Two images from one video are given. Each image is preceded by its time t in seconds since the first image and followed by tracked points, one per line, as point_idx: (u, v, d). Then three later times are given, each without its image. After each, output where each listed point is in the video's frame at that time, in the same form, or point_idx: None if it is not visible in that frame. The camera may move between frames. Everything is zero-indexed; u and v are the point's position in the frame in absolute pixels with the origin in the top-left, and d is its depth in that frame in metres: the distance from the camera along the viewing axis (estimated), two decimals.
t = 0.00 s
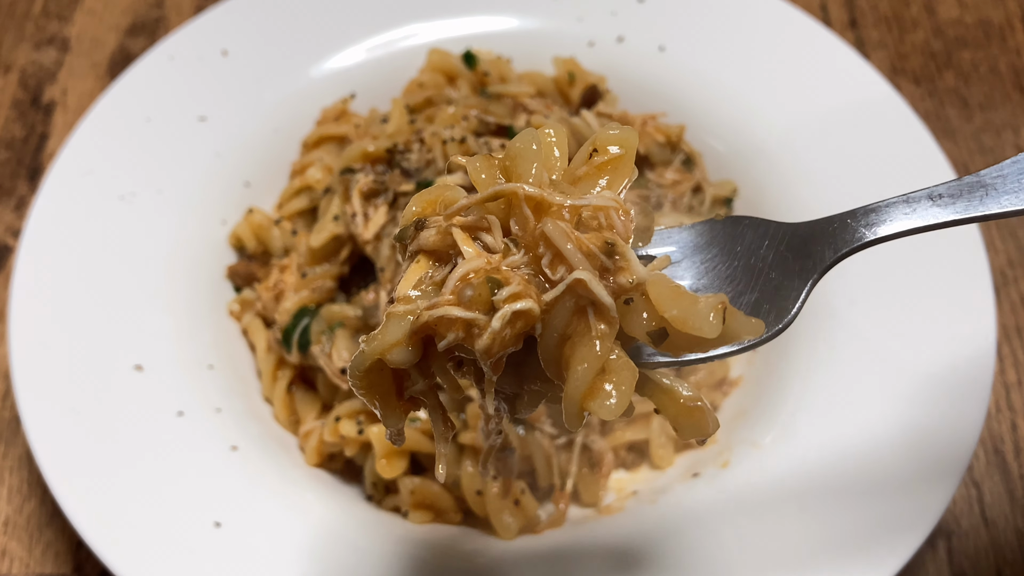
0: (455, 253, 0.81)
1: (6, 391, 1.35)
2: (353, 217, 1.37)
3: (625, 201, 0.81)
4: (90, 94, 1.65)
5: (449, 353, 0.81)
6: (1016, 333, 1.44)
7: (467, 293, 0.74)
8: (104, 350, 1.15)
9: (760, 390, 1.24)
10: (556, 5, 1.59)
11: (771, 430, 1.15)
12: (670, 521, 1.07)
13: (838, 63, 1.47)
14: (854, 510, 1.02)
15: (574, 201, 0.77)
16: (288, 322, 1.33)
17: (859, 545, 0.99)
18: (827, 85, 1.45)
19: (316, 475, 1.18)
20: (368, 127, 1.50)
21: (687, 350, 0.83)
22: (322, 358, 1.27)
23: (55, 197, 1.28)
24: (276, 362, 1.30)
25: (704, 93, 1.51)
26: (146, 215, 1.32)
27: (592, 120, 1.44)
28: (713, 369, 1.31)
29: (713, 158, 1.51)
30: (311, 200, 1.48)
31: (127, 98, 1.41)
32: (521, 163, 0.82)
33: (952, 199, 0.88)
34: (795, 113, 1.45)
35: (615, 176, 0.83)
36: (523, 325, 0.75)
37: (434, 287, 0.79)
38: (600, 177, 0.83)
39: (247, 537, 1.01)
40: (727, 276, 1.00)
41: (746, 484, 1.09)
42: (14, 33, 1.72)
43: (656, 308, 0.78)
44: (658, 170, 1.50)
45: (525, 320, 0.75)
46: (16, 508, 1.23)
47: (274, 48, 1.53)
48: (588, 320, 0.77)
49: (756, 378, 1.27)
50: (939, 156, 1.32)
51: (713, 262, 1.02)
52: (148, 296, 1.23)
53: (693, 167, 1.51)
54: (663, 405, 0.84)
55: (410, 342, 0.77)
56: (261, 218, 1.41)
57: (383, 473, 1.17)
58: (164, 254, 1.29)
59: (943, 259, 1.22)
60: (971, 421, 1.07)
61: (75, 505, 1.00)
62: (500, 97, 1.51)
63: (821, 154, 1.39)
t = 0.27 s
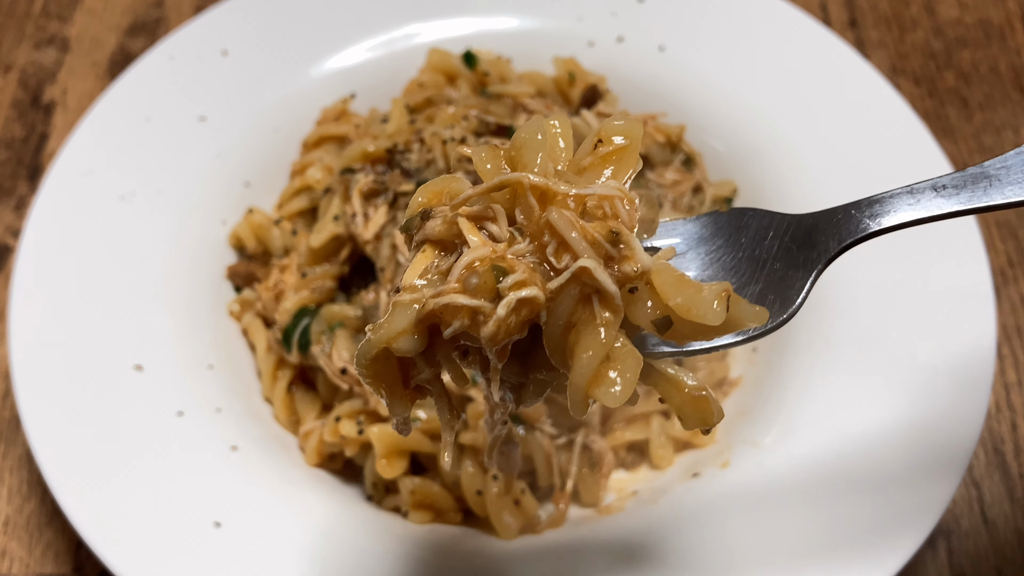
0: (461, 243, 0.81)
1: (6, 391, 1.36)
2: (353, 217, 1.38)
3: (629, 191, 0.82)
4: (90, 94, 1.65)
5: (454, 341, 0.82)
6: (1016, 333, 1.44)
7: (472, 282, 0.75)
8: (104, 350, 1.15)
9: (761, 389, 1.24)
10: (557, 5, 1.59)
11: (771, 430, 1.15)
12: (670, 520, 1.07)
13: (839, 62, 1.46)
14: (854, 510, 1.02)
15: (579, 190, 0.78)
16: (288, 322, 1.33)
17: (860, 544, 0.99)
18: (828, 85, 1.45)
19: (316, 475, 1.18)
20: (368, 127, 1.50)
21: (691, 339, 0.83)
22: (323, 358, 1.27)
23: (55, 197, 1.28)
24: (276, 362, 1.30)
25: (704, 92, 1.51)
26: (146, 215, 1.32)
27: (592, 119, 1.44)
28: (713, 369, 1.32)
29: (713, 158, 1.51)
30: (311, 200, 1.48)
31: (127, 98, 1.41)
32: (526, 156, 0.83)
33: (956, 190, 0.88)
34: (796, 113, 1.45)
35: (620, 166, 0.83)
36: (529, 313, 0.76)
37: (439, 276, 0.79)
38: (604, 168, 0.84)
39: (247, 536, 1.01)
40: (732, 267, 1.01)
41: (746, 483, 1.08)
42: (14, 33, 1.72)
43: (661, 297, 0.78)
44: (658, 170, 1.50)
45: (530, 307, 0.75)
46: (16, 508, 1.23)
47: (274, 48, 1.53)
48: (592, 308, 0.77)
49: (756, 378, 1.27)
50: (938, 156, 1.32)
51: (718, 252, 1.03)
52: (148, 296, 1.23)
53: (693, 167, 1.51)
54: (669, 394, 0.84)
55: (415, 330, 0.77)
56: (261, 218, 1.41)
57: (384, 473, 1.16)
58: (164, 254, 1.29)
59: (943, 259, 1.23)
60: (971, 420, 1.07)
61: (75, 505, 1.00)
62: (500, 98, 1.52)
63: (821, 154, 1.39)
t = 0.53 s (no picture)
0: (484, 173, 0.91)
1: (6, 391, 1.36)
2: (353, 217, 1.37)
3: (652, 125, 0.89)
4: (90, 93, 1.65)
5: (476, 273, 0.91)
6: (1016, 333, 1.44)
7: (496, 207, 0.86)
8: (104, 350, 1.16)
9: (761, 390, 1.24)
10: (557, 6, 1.59)
11: (771, 430, 1.15)
12: (671, 519, 1.07)
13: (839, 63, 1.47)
14: (854, 510, 1.02)
15: (603, 121, 0.86)
16: (288, 323, 1.32)
17: (859, 543, 0.99)
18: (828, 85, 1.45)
19: (316, 476, 1.18)
20: (369, 127, 1.51)
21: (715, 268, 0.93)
22: (323, 358, 1.27)
23: (55, 197, 1.28)
24: (276, 363, 1.30)
25: (704, 92, 1.51)
26: (146, 215, 1.32)
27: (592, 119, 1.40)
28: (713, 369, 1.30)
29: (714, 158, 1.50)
30: (311, 201, 1.48)
31: (128, 98, 1.41)
32: (551, 87, 1.01)
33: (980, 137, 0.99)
34: (796, 113, 1.45)
35: (643, 102, 0.95)
36: (551, 238, 0.86)
37: (466, 206, 0.89)
38: (629, 102, 0.96)
39: (247, 536, 1.02)
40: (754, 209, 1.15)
41: (746, 483, 1.09)
42: (14, 33, 1.72)
43: (686, 225, 0.89)
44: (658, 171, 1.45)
45: (552, 233, 0.86)
46: (16, 508, 1.23)
47: (274, 48, 1.53)
48: (616, 234, 0.85)
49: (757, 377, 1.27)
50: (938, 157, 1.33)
51: (739, 199, 1.18)
52: (149, 296, 1.23)
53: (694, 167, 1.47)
54: (695, 331, 1.08)
55: (438, 259, 0.87)
56: (261, 219, 1.41)
57: (384, 473, 1.16)
58: (164, 254, 1.29)
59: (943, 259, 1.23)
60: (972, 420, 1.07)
61: (76, 505, 1.00)
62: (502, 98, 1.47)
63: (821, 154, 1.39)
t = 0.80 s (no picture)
0: None
1: (8, 391, 1.36)
2: (354, 217, 1.32)
3: None
4: (91, 94, 1.65)
5: None
6: (1015, 333, 1.44)
7: None
8: (106, 349, 1.16)
9: (761, 389, 1.25)
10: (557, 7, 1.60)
11: (771, 430, 1.15)
12: (670, 518, 1.08)
13: (838, 64, 1.47)
14: (853, 509, 1.02)
15: None
16: (289, 322, 1.29)
17: (858, 541, 0.99)
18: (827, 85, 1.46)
19: (318, 476, 1.19)
20: (369, 127, 1.46)
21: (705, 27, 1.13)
22: (324, 359, 1.24)
23: (57, 197, 1.29)
24: (278, 362, 1.29)
25: (704, 93, 1.52)
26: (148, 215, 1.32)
27: (593, 121, 1.40)
28: (713, 369, 1.30)
29: (713, 157, 1.50)
30: (312, 199, 1.42)
31: (130, 98, 1.42)
32: None
33: None
34: (795, 112, 1.45)
35: None
36: None
37: None
38: None
39: (248, 535, 1.02)
40: None
41: (746, 481, 1.09)
42: (16, 33, 1.72)
43: None
44: (658, 170, 1.46)
45: None
46: (18, 507, 1.23)
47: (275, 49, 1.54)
48: None
49: (757, 377, 1.28)
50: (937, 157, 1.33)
51: None
52: (151, 296, 1.24)
53: (693, 167, 1.48)
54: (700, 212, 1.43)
55: None
56: (263, 218, 1.39)
57: (387, 473, 1.16)
58: (166, 254, 1.30)
59: (943, 259, 1.23)
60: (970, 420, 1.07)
61: (78, 503, 1.01)
62: (501, 99, 1.48)
63: (820, 154, 1.40)
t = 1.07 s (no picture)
0: None
1: (10, 390, 1.37)
2: (355, 218, 1.32)
3: None
4: (92, 95, 1.66)
5: None
6: (1012, 333, 1.45)
7: None
8: (108, 349, 1.17)
9: (760, 389, 1.26)
10: (557, 9, 1.60)
11: (769, 429, 1.16)
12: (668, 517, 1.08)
13: (835, 66, 1.48)
14: (851, 508, 1.03)
15: None
16: (290, 322, 1.29)
17: (854, 539, 1.00)
18: (825, 86, 1.47)
19: (319, 475, 1.19)
20: (370, 129, 1.45)
21: None
22: (325, 358, 1.25)
23: (59, 197, 1.29)
24: (279, 362, 1.29)
25: (702, 93, 1.53)
26: (149, 216, 1.33)
27: (592, 121, 1.39)
28: (712, 369, 1.30)
29: (712, 158, 1.51)
30: (313, 200, 1.43)
31: (131, 98, 1.43)
32: None
33: None
34: (794, 113, 1.46)
35: None
36: None
37: None
38: None
39: (249, 534, 1.03)
40: None
41: (745, 480, 1.10)
42: (17, 35, 1.73)
43: None
44: (657, 171, 1.45)
45: None
46: (20, 506, 1.24)
47: (276, 50, 1.55)
48: None
49: (756, 377, 1.29)
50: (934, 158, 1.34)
51: None
52: (153, 296, 1.25)
53: (692, 168, 1.48)
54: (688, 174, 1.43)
55: None
56: (264, 219, 1.40)
57: (388, 471, 1.16)
58: (167, 254, 1.30)
59: (939, 260, 1.24)
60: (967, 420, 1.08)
61: (81, 502, 1.01)
62: (502, 99, 1.46)
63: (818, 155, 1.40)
